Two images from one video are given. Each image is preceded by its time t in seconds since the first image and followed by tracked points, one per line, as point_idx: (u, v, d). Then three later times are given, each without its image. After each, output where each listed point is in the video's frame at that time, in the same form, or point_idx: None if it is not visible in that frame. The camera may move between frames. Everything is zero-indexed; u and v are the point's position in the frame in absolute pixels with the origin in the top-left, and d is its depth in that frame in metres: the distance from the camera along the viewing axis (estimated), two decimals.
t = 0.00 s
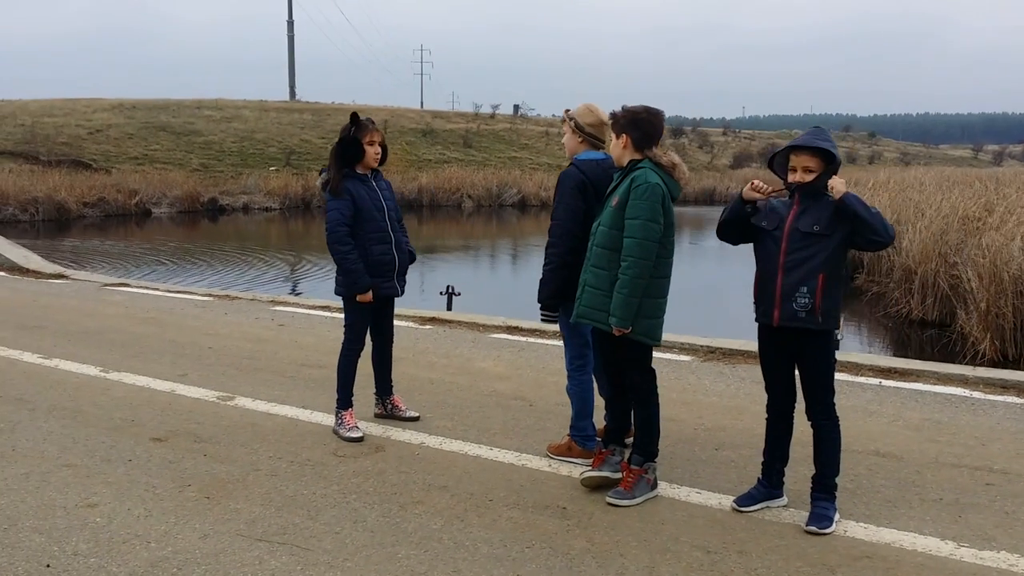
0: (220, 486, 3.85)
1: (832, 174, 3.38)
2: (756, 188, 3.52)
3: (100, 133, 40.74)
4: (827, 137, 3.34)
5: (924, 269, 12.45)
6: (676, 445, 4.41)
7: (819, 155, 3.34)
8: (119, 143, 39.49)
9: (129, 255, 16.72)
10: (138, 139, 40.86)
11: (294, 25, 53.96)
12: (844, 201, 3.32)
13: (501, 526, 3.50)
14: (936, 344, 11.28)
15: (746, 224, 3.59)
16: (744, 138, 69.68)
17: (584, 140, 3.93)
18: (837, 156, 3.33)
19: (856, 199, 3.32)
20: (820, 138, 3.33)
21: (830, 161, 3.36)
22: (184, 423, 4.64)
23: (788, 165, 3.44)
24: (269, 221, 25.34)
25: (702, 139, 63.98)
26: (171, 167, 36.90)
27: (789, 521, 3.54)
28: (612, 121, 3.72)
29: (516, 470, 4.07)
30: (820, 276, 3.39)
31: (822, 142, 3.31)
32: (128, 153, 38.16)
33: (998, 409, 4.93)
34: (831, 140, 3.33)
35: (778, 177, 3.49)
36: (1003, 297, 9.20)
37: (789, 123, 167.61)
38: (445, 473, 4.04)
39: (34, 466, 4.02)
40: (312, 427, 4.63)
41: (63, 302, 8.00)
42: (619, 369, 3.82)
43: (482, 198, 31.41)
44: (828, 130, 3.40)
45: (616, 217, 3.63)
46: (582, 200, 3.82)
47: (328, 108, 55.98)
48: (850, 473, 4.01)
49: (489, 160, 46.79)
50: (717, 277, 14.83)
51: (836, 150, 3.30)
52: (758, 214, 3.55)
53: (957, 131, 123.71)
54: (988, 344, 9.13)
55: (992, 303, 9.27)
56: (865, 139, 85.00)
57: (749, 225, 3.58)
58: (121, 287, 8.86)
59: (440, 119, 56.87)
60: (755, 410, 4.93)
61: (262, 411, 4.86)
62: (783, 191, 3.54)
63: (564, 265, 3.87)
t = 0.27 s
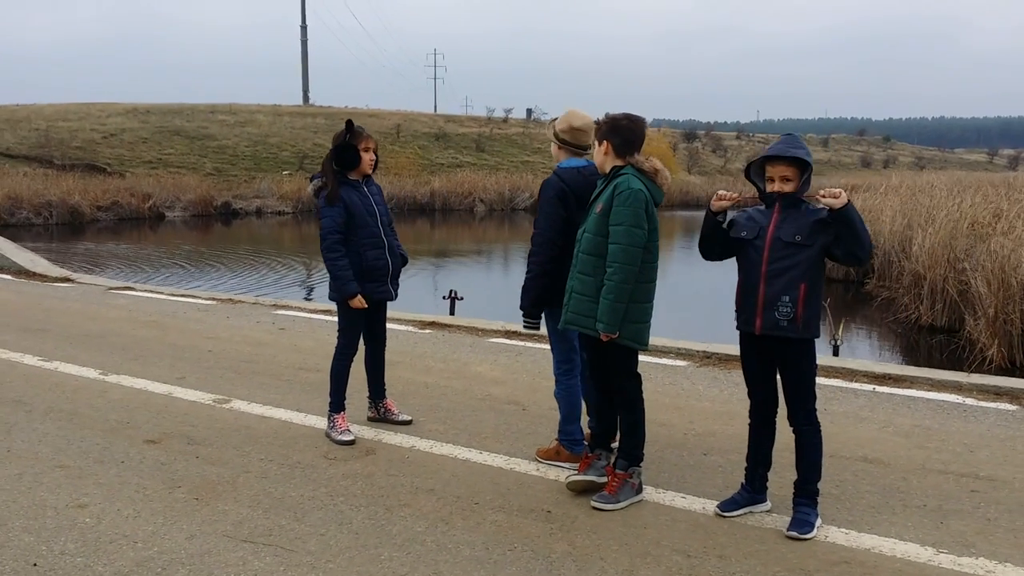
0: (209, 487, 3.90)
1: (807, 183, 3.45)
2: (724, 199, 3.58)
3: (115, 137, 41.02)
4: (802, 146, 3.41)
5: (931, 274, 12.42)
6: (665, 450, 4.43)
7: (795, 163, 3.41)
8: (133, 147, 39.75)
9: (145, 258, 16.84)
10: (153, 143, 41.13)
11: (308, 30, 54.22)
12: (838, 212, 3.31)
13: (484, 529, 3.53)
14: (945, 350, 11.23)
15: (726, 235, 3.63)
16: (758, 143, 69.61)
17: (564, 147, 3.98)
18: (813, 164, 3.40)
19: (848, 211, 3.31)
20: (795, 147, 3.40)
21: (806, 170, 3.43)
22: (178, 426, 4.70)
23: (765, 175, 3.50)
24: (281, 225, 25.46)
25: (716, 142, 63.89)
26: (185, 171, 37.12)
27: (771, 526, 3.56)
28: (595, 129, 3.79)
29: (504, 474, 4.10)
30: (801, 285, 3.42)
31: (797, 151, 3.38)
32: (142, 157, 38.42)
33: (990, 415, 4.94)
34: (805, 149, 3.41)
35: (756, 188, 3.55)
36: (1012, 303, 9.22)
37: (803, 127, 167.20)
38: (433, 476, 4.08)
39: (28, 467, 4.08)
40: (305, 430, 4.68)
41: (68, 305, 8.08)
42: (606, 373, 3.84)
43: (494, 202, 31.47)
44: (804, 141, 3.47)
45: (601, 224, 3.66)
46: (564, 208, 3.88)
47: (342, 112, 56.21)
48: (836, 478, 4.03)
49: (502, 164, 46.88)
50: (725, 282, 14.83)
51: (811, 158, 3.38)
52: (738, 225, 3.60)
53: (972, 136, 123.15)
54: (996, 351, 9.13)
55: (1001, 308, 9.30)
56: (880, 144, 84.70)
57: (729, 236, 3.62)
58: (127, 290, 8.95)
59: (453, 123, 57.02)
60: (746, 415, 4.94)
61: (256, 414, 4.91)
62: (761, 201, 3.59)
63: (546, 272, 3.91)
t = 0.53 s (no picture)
0: (208, 479, 3.97)
1: (795, 185, 3.50)
2: (712, 200, 3.63)
3: (140, 132, 41.37)
4: (789, 147, 3.46)
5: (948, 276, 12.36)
6: (660, 447, 4.46)
7: (783, 165, 3.46)
8: (158, 143, 40.07)
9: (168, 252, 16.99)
10: (177, 139, 41.44)
11: (333, 28, 54.45)
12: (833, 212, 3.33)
13: (475, 522, 3.57)
14: (961, 352, 11.16)
15: (718, 237, 3.68)
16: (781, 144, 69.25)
17: (560, 148, 4.07)
18: (800, 166, 3.45)
19: (840, 213, 3.33)
20: (783, 148, 3.45)
21: (796, 171, 3.48)
22: (181, 419, 4.77)
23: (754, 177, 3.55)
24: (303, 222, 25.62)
25: (740, 143, 63.62)
26: (209, 167, 37.40)
27: (761, 523, 3.58)
28: (590, 130, 3.85)
29: (499, 469, 4.15)
30: (791, 285, 3.46)
31: (785, 152, 3.44)
32: (166, 152, 38.71)
33: (989, 417, 4.95)
34: (793, 150, 3.46)
35: (746, 190, 3.60)
36: None
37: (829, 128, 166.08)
38: (429, 470, 4.13)
39: (33, 458, 4.17)
40: (305, 424, 4.74)
41: (83, 299, 8.20)
42: (600, 369, 3.87)
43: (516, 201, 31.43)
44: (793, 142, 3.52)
45: (594, 223, 3.71)
46: (553, 208, 3.97)
47: (366, 110, 56.41)
48: (828, 477, 4.05)
49: (524, 163, 46.93)
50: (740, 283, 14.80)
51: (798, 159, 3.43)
52: (728, 227, 3.64)
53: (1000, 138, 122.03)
54: (1012, 352, 9.08)
55: (1016, 312, 9.27)
56: (906, 145, 84.08)
57: (720, 238, 3.66)
58: (142, 285, 9.06)
59: (476, 122, 57.11)
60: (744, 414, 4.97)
61: (259, 408, 4.97)
62: (751, 203, 3.64)
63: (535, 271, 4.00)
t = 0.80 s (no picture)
0: (214, 470, 4.04)
1: (794, 181, 3.51)
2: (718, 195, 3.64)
3: (163, 126, 41.66)
4: (787, 143, 3.48)
5: (968, 271, 12.27)
6: (663, 441, 4.49)
7: (781, 161, 3.47)
8: (180, 137, 40.34)
9: (190, 246, 17.13)
10: (199, 133, 41.69)
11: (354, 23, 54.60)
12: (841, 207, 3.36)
13: (475, 514, 3.61)
14: (979, 348, 11.10)
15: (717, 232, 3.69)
16: (803, 139, 68.80)
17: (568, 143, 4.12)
18: (798, 162, 3.47)
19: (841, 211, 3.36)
20: (781, 146, 3.47)
21: (795, 167, 3.49)
22: (190, 411, 4.84)
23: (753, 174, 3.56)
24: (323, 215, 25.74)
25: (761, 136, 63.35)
26: (230, 161, 37.63)
27: (758, 517, 3.61)
28: (591, 128, 3.87)
29: (502, 462, 4.19)
30: (790, 280, 3.47)
31: (783, 149, 3.45)
32: (188, 146, 38.96)
33: (995, 412, 4.95)
34: (790, 146, 3.47)
35: (744, 186, 3.61)
36: None
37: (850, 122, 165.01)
38: (432, 462, 4.18)
39: (44, 448, 4.24)
40: (312, 416, 4.80)
41: (99, 292, 8.30)
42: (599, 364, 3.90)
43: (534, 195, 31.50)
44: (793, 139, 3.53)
45: (594, 218, 3.74)
46: (552, 202, 4.07)
47: (386, 104, 56.57)
48: (829, 472, 4.07)
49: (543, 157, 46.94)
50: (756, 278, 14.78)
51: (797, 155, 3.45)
52: (727, 222, 3.66)
53: None
54: None
55: None
56: (929, 139, 83.50)
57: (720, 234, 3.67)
58: (159, 278, 9.16)
59: (496, 116, 57.16)
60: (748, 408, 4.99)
61: (267, 400, 5.04)
62: (748, 198, 3.65)
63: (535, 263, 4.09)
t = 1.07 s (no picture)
0: (210, 468, 4.06)
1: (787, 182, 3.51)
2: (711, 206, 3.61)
3: (169, 126, 41.74)
4: (780, 145, 3.48)
5: (974, 269, 12.23)
6: (658, 440, 4.50)
7: (774, 163, 3.47)
8: (188, 136, 40.42)
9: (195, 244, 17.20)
10: (206, 132, 41.75)
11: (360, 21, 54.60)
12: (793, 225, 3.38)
13: (467, 512, 3.63)
14: (985, 345, 11.06)
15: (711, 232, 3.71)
16: (811, 135, 68.57)
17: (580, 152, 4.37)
18: (790, 164, 3.46)
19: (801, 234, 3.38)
20: (774, 147, 3.47)
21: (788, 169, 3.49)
22: (189, 409, 4.88)
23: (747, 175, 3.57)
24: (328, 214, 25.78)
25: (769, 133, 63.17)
26: (236, 160, 37.69)
27: (749, 514, 3.63)
28: (584, 128, 3.89)
29: (496, 460, 4.21)
30: (780, 281, 3.48)
31: (776, 151, 3.45)
32: (195, 146, 39.03)
33: (991, 410, 4.96)
34: (784, 148, 3.47)
35: (738, 187, 3.62)
36: None
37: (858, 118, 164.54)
38: (427, 460, 4.21)
39: (44, 446, 4.28)
40: (309, 415, 4.83)
41: (103, 291, 8.34)
42: (591, 362, 3.91)
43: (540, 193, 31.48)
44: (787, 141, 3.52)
45: (585, 216, 3.76)
46: (549, 202, 4.10)
47: (393, 102, 56.53)
48: (822, 470, 4.09)
49: (550, 155, 46.89)
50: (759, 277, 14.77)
51: (788, 156, 3.45)
52: (721, 222, 3.67)
53: None
54: None
55: None
56: (937, 135, 83.21)
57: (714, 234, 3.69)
58: (162, 278, 9.19)
59: (502, 114, 57.13)
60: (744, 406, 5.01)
61: (265, 399, 5.07)
62: (742, 200, 3.65)
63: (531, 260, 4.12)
